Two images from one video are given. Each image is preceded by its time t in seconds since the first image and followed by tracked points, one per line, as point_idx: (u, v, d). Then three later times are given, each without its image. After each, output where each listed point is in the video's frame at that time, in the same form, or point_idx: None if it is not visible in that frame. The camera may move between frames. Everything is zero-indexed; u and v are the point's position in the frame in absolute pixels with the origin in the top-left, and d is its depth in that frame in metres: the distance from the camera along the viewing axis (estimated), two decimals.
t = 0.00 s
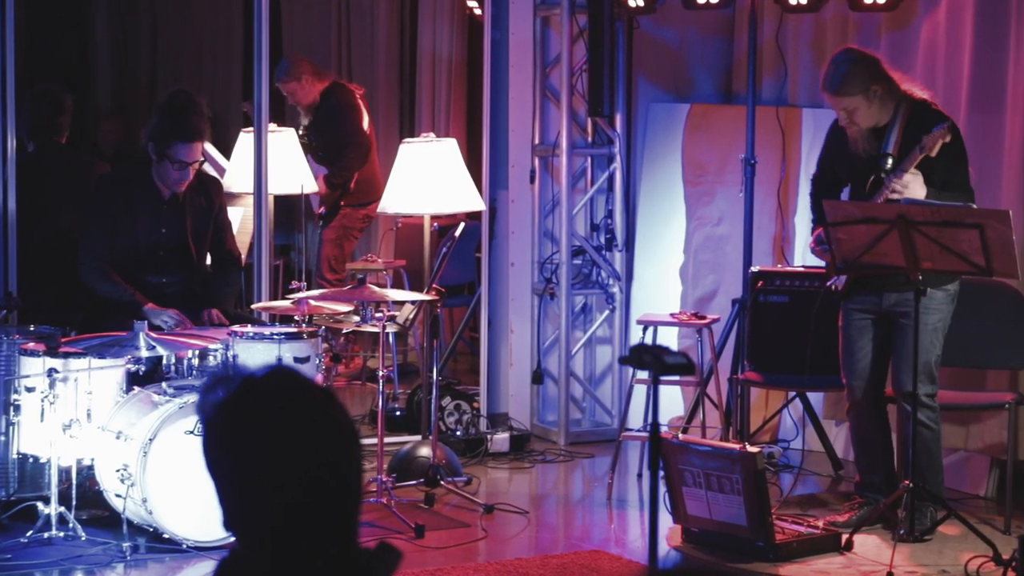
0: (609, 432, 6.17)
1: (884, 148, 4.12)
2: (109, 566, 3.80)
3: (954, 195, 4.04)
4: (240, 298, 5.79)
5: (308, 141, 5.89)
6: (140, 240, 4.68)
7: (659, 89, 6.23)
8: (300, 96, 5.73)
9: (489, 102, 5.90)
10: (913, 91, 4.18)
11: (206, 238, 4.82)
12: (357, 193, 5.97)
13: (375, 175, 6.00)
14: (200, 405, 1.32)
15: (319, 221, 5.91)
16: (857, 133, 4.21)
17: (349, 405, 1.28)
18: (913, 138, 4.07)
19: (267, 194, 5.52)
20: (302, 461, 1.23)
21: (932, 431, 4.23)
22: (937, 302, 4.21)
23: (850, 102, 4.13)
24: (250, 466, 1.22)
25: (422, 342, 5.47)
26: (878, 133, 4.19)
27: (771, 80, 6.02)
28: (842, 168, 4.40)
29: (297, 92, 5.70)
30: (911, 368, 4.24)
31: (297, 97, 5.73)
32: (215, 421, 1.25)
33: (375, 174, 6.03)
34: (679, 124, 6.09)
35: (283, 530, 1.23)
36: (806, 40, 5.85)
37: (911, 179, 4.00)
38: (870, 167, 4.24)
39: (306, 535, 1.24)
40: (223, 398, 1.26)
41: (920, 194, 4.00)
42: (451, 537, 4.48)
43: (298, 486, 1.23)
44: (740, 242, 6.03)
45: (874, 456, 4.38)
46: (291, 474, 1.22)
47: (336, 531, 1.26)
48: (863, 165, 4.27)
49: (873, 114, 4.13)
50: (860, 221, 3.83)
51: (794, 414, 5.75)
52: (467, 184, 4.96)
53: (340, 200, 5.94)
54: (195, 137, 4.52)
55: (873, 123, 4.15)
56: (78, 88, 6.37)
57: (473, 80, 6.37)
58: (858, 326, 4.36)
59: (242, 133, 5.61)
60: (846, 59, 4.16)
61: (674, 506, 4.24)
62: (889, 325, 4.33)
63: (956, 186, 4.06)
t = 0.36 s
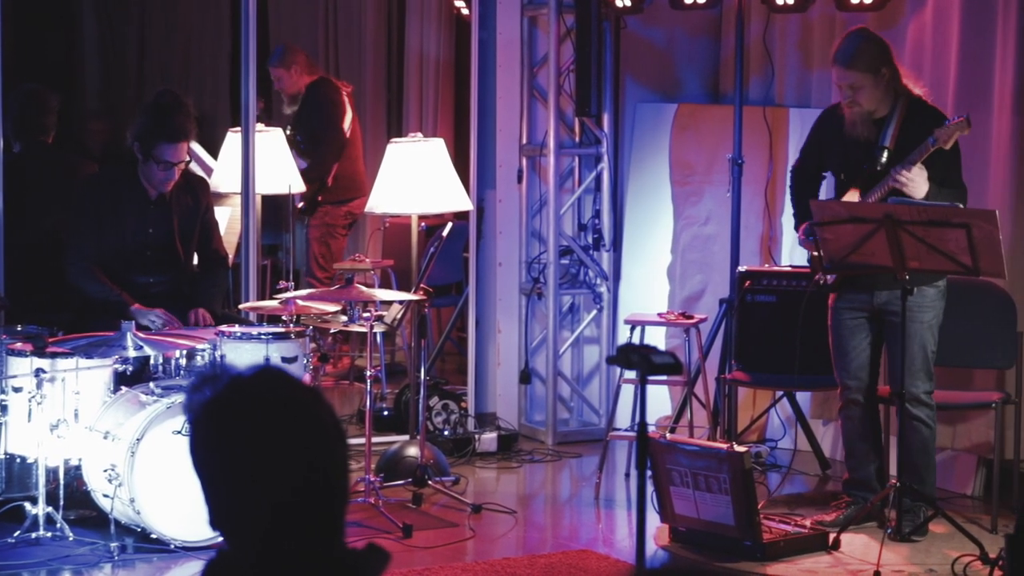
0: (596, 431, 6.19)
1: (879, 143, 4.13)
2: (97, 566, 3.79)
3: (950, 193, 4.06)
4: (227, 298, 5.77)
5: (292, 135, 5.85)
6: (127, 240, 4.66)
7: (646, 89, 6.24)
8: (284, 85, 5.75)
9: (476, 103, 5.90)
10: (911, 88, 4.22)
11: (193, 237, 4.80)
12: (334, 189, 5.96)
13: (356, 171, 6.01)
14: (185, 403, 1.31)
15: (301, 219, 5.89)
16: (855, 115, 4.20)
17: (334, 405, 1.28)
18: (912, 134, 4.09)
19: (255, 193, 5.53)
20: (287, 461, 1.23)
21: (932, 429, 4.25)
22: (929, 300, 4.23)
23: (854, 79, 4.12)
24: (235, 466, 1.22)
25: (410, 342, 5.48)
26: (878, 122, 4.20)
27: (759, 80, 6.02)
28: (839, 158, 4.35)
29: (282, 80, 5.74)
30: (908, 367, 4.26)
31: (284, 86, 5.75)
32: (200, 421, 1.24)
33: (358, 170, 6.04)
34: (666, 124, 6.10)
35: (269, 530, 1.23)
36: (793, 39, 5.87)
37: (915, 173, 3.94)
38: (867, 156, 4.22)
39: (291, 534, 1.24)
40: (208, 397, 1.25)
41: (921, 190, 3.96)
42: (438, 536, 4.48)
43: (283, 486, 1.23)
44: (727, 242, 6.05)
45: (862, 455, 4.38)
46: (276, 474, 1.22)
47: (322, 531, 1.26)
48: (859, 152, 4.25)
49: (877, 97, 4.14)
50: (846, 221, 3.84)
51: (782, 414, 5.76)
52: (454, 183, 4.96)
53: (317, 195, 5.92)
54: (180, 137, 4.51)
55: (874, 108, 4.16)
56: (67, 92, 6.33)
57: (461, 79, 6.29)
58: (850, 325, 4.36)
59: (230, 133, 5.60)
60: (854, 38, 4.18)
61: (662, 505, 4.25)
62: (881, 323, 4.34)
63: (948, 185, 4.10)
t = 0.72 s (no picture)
0: (588, 432, 6.18)
1: (890, 151, 4.15)
2: (88, 566, 3.78)
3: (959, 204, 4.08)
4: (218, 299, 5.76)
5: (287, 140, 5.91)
6: (117, 240, 4.65)
7: (637, 89, 6.25)
8: (273, 93, 5.77)
9: (467, 105, 5.91)
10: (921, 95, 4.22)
11: (184, 237, 4.79)
12: (328, 189, 5.94)
13: (348, 170, 5.99)
14: (178, 402, 1.31)
15: (297, 220, 5.91)
16: (864, 130, 4.22)
17: (327, 403, 1.28)
18: (922, 142, 4.12)
19: (246, 193, 5.47)
20: (279, 461, 1.23)
21: (926, 433, 4.27)
22: (932, 303, 4.25)
23: (863, 98, 4.11)
24: (227, 465, 1.22)
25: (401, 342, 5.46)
26: (887, 132, 4.20)
27: (750, 81, 6.06)
28: (842, 163, 4.37)
29: (270, 88, 5.76)
30: (905, 371, 4.27)
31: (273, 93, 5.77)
32: (193, 420, 1.24)
33: (350, 170, 6.01)
34: (657, 124, 6.11)
35: (259, 530, 1.23)
36: (784, 40, 5.89)
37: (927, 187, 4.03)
38: (873, 168, 4.24)
39: (282, 534, 1.24)
40: (201, 396, 1.25)
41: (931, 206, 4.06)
42: (430, 536, 4.48)
43: (276, 485, 1.23)
44: (717, 242, 6.06)
45: (853, 455, 4.39)
46: (269, 474, 1.22)
47: (311, 530, 1.25)
48: (865, 163, 4.27)
49: (887, 113, 4.14)
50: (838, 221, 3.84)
51: (773, 414, 5.78)
52: (446, 184, 4.95)
53: (312, 194, 5.91)
54: (171, 137, 4.50)
55: (884, 122, 4.16)
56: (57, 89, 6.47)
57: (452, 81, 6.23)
58: (851, 326, 4.37)
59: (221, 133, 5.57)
60: (862, 53, 4.15)
61: (653, 505, 4.26)
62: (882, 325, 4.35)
63: (943, 187, 4.09)
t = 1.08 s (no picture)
0: (577, 432, 6.18)
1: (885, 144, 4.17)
2: (77, 568, 3.77)
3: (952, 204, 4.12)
4: (207, 299, 5.75)
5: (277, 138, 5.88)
6: (105, 240, 4.63)
7: (626, 89, 6.25)
8: (269, 86, 5.78)
9: (456, 105, 5.90)
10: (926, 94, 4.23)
11: (173, 238, 4.78)
12: (319, 187, 5.93)
13: (338, 172, 5.99)
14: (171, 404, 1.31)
15: (286, 216, 5.90)
16: (864, 119, 4.21)
17: (319, 403, 1.29)
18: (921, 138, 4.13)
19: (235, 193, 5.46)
20: (274, 458, 1.23)
21: (917, 434, 4.25)
22: (923, 304, 4.25)
23: (865, 83, 4.12)
24: (223, 463, 1.23)
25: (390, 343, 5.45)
26: (886, 125, 4.20)
27: (739, 81, 6.07)
28: (840, 159, 4.36)
29: (269, 80, 5.77)
30: (897, 371, 4.28)
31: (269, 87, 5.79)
32: (187, 420, 1.25)
33: (341, 174, 6.02)
34: (646, 124, 6.12)
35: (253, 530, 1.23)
36: (773, 40, 5.90)
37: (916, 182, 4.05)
38: (872, 160, 4.24)
39: (276, 535, 1.24)
40: (196, 396, 1.26)
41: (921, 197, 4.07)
42: (419, 537, 4.47)
43: (269, 484, 1.23)
44: (707, 243, 6.07)
45: (843, 455, 4.40)
46: (264, 472, 1.22)
47: (303, 530, 1.25)
48: (864, 156, 4.27)
49: (886, 102, 4.15)
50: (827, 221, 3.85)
51: (762, 414, 5.79)
52: (436, 184, 4.95)
53: (303, 191, 5.90)
54: (158, 136, 4.49)
55: (884, 113, 4.17)
56: (44, 89, 6.43)
57: (440, 81, 6.34)
58: (844, 326, 4.37)
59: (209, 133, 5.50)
60: (866, 41, 4.18)
61: (642, 506, 4.26)
62: (874, 326, 4.36)
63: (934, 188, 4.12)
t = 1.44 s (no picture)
0: (562, 433, 6.18)
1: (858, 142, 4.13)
2: (61, 570, 3.75)
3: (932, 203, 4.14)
4: (192, 300, 5.74)
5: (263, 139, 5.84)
6: (88, 241, 4.61)
7: (611, 90, 6.26)
8: (259, 88, 5.83)
9: (441, 107, 5.91)
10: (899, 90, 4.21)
11: (157, 240, 4.75)
12: (310, 191, 5.88)
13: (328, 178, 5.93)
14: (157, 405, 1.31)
15: (275, 220, 5.90)
16: (835, 121, 4.23)
17: (307, 403, 1.30)
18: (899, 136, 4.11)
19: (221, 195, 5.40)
20: (263, 458, 1.23)
21: (900, 435, 4.29)
22: (905, 305, 4.27)
23: (830, 86, 4.14)
24: (213, 463, 1.22)
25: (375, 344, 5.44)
26: (857, 124, 4.21)
27: (724, 82, 6.09)
28: (818, 161, 4.39)
29: (258, 83, 5.81)
30: (880, 371, 4.30)
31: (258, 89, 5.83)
32: (177, 421, 1.25)
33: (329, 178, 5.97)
34: (632, 125, 6.13)
35: (243, 532, 1.23)
36: (758, 41, 5.91)
37: (880, 173, 4.02)
38: (845, 160, 4.27)
39: (266, 534, 1.23)
40: (185, 395, 1.26)
41: (887, 188, 4.04)
42: (405, 538, 4.47)
43: (259, 485, 1.23)
44: (692, 244, 6.07)
45: (829, 457, 4.42)
46: (254, 472, 1.22)
47: (292, 533, 1.25)
48: (839, 157, 4.30)
49: (854, 103, 4.15)
50: (811, 222, 3.86)
51: (747, 415, 5.81)
52: (421, 185, 4.95)
53: (294, 197, 5.85)
54: (142, 137, 4.48)
55: (854, 113, 4.17)
56: (29, 91, 6.48)
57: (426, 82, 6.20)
58: (828, 327, 4.40)
59: (194, 136, 5.53)
60: (832, 44, 4.19)
61: (628, 507, 4.27)
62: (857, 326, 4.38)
63: (917, 188, 4.13)
